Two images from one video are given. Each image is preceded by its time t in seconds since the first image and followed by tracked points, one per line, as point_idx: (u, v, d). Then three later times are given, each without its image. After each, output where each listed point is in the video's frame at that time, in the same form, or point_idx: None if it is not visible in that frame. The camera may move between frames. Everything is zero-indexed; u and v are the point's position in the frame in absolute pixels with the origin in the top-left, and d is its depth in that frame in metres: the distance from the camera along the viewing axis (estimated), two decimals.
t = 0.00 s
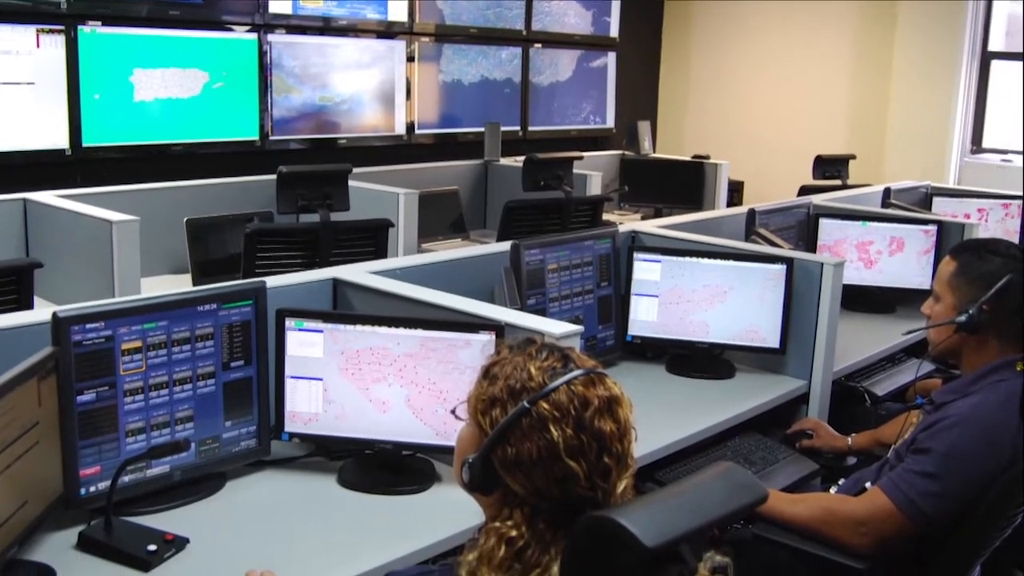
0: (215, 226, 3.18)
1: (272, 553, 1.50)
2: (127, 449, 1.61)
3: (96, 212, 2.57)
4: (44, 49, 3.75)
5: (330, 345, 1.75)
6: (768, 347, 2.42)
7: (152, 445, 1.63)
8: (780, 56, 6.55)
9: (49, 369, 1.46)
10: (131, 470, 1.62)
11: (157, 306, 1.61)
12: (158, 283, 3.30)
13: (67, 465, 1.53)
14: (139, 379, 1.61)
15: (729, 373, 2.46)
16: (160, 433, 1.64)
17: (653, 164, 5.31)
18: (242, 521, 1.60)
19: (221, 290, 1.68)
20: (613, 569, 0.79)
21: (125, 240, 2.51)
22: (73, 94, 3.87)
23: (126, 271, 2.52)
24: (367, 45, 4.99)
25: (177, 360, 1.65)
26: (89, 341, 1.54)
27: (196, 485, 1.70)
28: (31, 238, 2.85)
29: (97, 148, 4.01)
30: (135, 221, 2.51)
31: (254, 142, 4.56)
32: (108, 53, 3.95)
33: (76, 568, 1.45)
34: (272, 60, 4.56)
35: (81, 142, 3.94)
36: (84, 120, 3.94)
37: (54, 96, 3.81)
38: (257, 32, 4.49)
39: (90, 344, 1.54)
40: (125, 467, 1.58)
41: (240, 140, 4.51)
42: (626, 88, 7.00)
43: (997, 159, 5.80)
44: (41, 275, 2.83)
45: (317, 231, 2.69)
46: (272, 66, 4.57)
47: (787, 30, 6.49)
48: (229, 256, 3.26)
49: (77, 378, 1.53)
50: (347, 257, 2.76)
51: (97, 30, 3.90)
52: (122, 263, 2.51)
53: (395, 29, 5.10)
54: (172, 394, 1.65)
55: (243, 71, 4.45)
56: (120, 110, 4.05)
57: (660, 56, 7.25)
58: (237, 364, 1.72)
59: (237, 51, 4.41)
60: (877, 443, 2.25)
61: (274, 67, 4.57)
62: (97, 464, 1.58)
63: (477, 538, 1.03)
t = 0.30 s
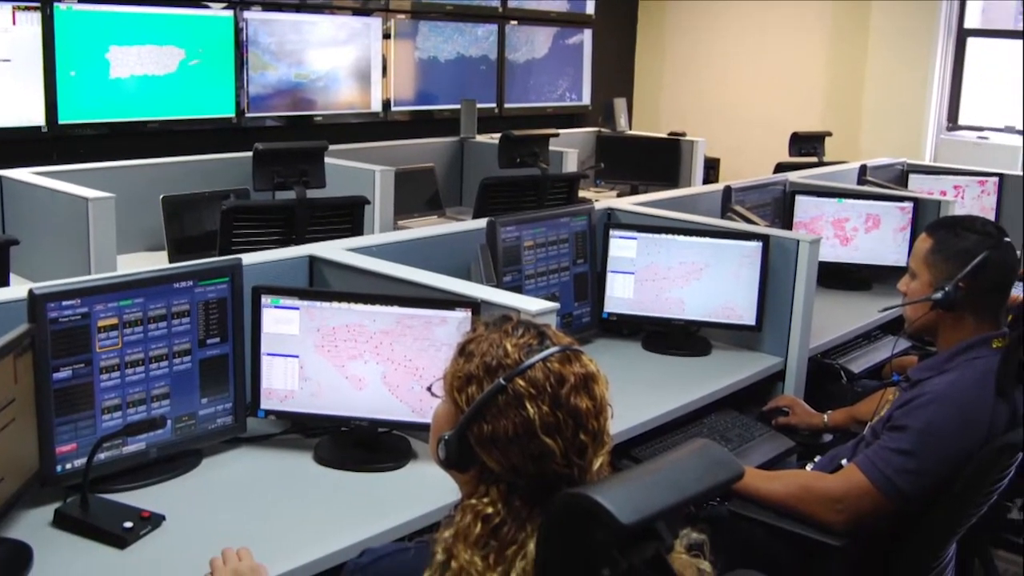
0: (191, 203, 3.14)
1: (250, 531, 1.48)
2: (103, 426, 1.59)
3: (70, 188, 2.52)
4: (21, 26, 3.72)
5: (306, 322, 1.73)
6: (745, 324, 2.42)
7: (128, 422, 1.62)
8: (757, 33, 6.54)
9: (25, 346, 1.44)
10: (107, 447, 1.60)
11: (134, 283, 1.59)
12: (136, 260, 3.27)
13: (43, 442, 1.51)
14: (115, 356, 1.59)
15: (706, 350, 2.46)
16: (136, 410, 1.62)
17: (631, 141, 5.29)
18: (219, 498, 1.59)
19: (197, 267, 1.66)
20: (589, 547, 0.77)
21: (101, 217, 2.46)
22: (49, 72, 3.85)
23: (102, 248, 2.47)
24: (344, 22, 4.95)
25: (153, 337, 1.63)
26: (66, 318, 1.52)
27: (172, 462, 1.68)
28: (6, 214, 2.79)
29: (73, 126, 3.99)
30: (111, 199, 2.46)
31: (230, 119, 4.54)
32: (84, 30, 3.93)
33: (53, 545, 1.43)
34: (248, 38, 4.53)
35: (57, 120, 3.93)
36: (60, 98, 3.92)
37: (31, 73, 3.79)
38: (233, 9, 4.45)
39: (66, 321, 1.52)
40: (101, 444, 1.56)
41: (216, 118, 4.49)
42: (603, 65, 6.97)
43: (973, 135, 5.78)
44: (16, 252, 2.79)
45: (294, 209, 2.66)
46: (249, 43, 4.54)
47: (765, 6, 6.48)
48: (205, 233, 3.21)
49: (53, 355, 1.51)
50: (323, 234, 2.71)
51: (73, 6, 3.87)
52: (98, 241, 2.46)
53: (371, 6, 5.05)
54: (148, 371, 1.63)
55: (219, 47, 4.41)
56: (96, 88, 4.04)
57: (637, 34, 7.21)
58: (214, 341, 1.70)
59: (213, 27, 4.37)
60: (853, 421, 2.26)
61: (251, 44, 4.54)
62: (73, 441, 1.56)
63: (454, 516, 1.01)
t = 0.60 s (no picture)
0: (169, 181, 3.09)
1: (230, 510, 1.47)
2: (81, 405, 1.56)
3: (46, 166, 2.48)
4: None
5: (284, 301, 1.72)
6: (723, 304, 2.42)
7: (107, 401, 1.59)
8: (735, 12, 6.53)
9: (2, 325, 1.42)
10: (85, 426, 1.57)
11: (112, 261, 1.57)
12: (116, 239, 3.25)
13: (20, 421, 1.49)
14: (93, 335, 1.56)
15: (684, 329, 2.47)
16: (114, 389, 1.60)
17: (609, 120, 5.28)
18: (198, 477, 1.57)
19: (175, 246, 1.64)
20: (569, 528, 0.76)
21: (80, 196, 2.41)
22: (28, 51, 3.90)
23: (81, 227, 2.43)
24: (321, 1, 4.99)
25: (131, 316, 1.60)
26: (44, 297, 1.50)
27: (150, 441, 1.66)
28: None
29: (52, 105, 4.04)
30: (90, 177, 2.41)
31: (207, 98, 4.60)
32: (62, 10, 3.98)
33: (31, 525, 1.41)
34: (226, 17, 4.59)
35: (37, 99, 3.97)
36: (40, 77, 3.97)
37: (9, 53, 3.83)
38: None
39: (44, 301, 1.50)
40: (80, 423, 1.53)
41: (193, 97, 4.56)
42: (581, 45, 6.97)
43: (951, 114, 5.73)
44: None
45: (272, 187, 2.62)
46: (226, 22, 4.60)
47: None
48: (183, 212, 3.16)
49: (31, 334, 1.49)
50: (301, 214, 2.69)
51: None
52: (76, 219, 2.42)
53: None
54: (127, 350, 1.61)
55: (196, 27, 4.48)
56: (75, 67, 4.10)
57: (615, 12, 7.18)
58: (192, 321, 1.68)
59: (190, 7, 4.44)
60: (831, 399, 2.27)
61: (228, 23, 4.61)
62: (51, 420, 1.53)
63: (432, 495, 1.00)
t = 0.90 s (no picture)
0: (149, 163, 3.05)
1: (212, 491, 1.46)
2: (63, 387, 1.54)
3: (23, 148, 2.44)
4: None
5: (265, 283, 1.70)
6: (704, 286, 2.42)
7: (88, 383, 1.57)
8: None
9: None
10: (66, 409, 1.55)
11: (93, 243, 1.54)
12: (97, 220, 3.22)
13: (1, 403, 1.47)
14: (74, 317, 1.54)
15: (666, 311, 2.47)
16: (96, 370, 1.58)
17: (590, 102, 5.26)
18: (179, 459, 1.55)
19: (157, 228, 1.62)
20: (550, 511, 0.76)
21: (60, 178, 2.39)
22: (9, 33, 3.87)
23: (61, 209, 2.39)
24: None
25: (113, 298, 1.58)
26: (25, 279, 1.48)
27: (131, 423, 1.65)
28: None
29: (33, 86, 4.01)
30: (71, 160, 2.39)
31: (189, 80, 4.57)
32: None
33: (12, 508, 1.40)
34: None
35: (17, 81, 3.95)
36: (20, 58, 3.94)
37: None
38: None
39: (25, 283, 1.48)
40: (61, 405, 1.51)
41: (174, 79, 4.52)
42: (562, 26, 6.94)
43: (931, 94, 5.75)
44: None
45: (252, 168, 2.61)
46: (209, 3, 4.57)
47: None
48: (164, 194, 3.13)
49: (12, 316, 1.47)
50: (282, 194, 2.67)
51: None
52: (56, 202, 2.38)
53: None
54: (108, 332, 1.59)
55: (179, 9, 4.46)
56: (56, 49, 4.07)
57: None
58: (173, 303, 1.66)
59: None
60: (812, 381, 2.28)
61: (211, 4, 4.57)
62: (32, 402, 1.51)
63: (413, 478, 1.00)
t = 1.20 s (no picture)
0: (133, 149, 3.02)
1: (196, 476, 1.45)
2: (47, 372, 1.53)
3: (7, 132, 2.40)
4: None
5: (249, 269, 1.68)
6: (688, 271, 2.42)
7: (72, 368, 1.56)
8: None
9: None
10: (50, 394, 1.54)
11: (77, 229, 1.52)
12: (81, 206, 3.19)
13: None
14: (58, 302, 1.53)
15: (651, 296, 2.46)
16: (80, 356, 1.57)
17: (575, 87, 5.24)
18: (163, 445, 1.54)
19: (141, 213, 1.60)
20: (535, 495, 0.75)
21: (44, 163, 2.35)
22: None
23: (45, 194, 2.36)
24: None
25: (97, 284, 1.56)
26: (8, 265, 1.46)
27: (116, 409, 1.63)
28: None
29: (16, 72, 3.98)
30: (56, 145, 2.36)
31: (174, 66, 4.53)
32: None
33: None
34: None
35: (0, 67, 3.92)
36: (3, 44, 3.91)
37: None
38: None
39: (9, 268, 1.46)
40: (46, 391, 1.50)
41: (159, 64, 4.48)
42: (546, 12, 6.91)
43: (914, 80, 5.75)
44: None
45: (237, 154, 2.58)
46: None
47: None
48: (149, 180, 3.10)
49: None
50: (267, 179, 2.64)
51: None
52: (41, 188, 2.35)
53: None
54: (92, 318, 1.57)
55: None
56: (40, 34, 4.03)
57: None
58: (158, 288, 1.64)
59: None
60: (797, 366, 2.29)
61: None
62: (16, 388, 1.50)
63: (398, 463, 0.99)
